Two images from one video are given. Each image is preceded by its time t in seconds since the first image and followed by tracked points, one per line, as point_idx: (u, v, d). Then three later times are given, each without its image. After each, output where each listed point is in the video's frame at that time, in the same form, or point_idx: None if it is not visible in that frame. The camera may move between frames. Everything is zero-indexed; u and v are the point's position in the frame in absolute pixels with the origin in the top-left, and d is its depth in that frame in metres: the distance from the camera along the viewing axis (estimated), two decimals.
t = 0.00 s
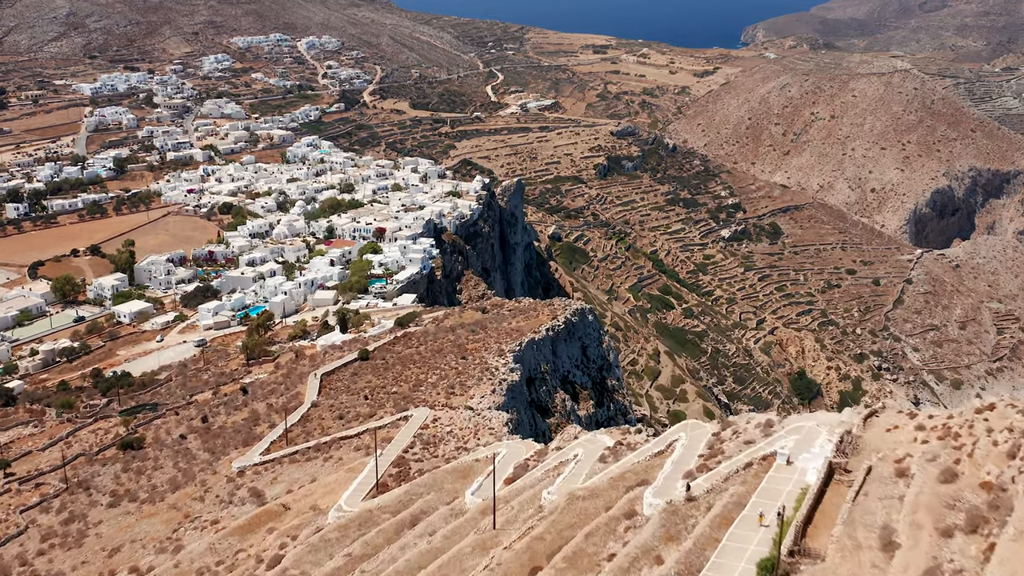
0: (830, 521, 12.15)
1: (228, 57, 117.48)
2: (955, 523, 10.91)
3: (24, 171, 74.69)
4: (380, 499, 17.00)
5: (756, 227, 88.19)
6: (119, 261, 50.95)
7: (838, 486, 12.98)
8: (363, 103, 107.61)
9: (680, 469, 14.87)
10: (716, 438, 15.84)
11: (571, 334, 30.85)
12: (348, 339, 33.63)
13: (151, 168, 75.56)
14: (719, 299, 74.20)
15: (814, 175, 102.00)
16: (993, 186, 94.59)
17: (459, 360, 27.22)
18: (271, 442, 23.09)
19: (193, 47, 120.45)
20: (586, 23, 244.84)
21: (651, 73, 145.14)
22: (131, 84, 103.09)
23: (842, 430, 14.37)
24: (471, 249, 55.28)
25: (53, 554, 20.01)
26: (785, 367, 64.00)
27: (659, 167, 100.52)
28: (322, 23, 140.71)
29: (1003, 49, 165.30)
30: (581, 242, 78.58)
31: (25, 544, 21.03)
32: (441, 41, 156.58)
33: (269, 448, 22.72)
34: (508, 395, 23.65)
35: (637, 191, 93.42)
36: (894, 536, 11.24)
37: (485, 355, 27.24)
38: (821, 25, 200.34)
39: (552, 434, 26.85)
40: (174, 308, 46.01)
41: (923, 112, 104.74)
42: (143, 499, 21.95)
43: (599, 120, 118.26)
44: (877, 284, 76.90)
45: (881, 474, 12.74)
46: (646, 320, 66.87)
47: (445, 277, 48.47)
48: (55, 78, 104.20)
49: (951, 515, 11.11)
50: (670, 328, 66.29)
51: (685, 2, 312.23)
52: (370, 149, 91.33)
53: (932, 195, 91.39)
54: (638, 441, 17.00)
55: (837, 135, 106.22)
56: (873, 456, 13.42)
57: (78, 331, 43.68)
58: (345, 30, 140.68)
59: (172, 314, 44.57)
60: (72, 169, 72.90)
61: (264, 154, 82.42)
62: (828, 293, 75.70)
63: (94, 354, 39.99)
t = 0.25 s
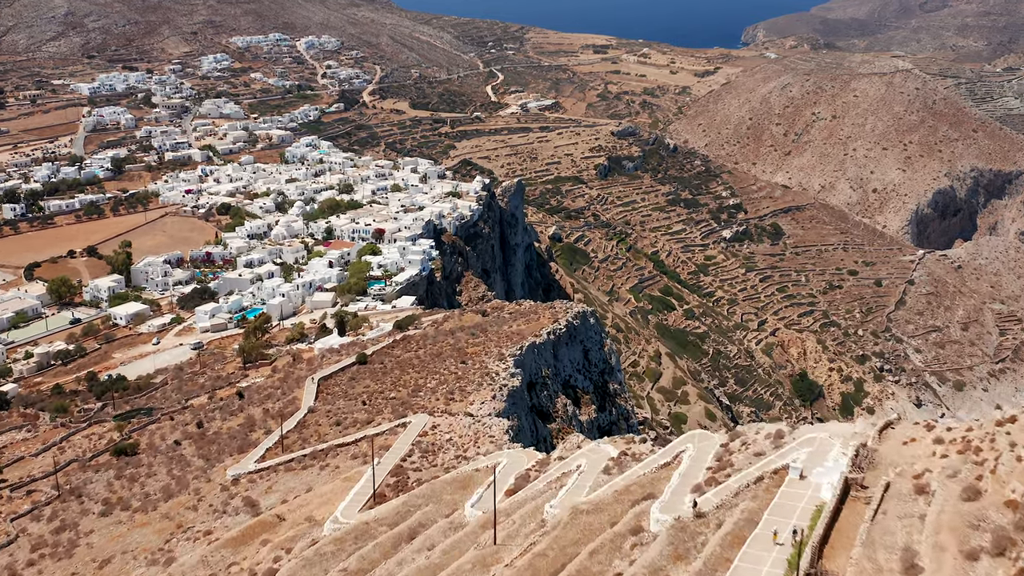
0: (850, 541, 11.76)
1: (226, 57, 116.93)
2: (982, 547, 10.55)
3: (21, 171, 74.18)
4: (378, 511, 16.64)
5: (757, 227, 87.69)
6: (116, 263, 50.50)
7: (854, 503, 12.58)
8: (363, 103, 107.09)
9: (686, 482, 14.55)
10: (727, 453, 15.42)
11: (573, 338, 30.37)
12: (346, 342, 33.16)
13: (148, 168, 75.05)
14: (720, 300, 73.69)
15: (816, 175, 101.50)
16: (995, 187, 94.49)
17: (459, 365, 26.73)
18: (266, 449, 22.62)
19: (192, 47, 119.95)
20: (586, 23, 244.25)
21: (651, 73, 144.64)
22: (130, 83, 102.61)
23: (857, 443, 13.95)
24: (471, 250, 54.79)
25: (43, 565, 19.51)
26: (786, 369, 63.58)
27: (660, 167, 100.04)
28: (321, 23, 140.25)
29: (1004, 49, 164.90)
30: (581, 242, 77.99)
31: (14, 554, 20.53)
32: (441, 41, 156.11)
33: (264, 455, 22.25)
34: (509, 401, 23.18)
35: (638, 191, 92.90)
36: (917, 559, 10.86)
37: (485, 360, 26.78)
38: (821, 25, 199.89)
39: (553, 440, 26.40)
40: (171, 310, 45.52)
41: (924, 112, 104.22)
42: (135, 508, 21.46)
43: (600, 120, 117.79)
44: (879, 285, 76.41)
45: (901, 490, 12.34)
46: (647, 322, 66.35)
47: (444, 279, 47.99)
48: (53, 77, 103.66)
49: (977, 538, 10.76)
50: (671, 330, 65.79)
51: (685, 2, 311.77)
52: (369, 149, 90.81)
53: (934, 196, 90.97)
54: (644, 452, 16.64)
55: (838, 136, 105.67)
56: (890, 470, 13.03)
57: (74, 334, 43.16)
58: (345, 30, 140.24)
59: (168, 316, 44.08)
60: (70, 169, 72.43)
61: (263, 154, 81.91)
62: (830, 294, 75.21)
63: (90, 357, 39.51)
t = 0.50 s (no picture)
0: (870, 563, 11.42)
1: (225, 57, 116.37)
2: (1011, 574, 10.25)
3: (17, 171, 73.68)
4: (376, 524, 16.30)
5: (758, 228, 87.18)
6: (113, 264, 50.03)
7: (874, 522, 12.25)
8: (362, 103, 106.55)
9: (692, 496, 14.25)
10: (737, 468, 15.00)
11: (574, 342, 29.88)
12: (344, 345, 32.68)
13: (146, 168, 74.54)
14: (722, 301, 73.16)
15: (817, 175, 101.01)
16: (998, 187, 94.07)
17: (458, 369, 26.24)
18: (261, 456, 22.13)
19: (191, 46, 119.39)
20: (586, 23, 243.60)
21: (652, 72, 144.09)
22: (128, 83, 102.11)
23: (873, 456, 13.58)
24: (471, 251, 54.27)
25: None
26: (788, 370, 63.16)
27: (661, 168, 99.51)
28: (321, 23, 139.76)
29: (1005, 49, 164.28)
30: (582, 243, 77.40)
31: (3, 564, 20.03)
32: (441, 40, 155.57)
33: (259, 463, 21.78)
34: (509, 407, 22.72)
35: (638, 192, 92.40)
36: None
37: (485, 364, 26.28)
38: (821, 25, 199.30)
39: (555, 445, 25.90)
40: (167, 312, 45.02)
41: (926, 112, 103.66)
42: (128, 517, 20.93)
43: (600, 120, 117.30)
44: (881, 286, 75.88)
45: (922, 509, 12.03)
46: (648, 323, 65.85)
47: (444, 281, 47.48)
48: (52, 77, 103.14)
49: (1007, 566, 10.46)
50: (672, 331, 65.28)
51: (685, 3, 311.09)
52: (369, 149, 90.30)
53: (936, 196, 90.47)
54: (649, 464, 16.29)
55: (840, 136, 105.10)
56: (910, 487, 12.70)
57: (69, 336, 42.64)
58: (344, 30, 139.75)
59: (165, 318, 43.58)
60: (67, 169, 71.95)
61: (262, 154, 81.41)
62: (832, 295, 74.69)
63: (85, 359, 39.01)
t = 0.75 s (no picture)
0: None
1: (224, 56, 115.86)
2: None
3: (15, 171, 73.23)
4: (372, 538, 15.93)
5: (760, 228, 86.69)
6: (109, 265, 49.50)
7: (894, 542, 11.77)
8: (362, 103, 106.07)
9: (702, 515, 13.96)
10: (747, 485, 14.56)
11: (576, 345, 29.37)
12: (342, 349, 32.19)
13: (144, 169, 74.06)
14: (723, 302, 72.66)
15: (818, 176, 100.59)
16: (1000, 187, 93.54)
17: (458, 374, 25.74)
18: (257, 464, 21.68)
19: (190, 46, 118.88)
20: (586, 23, 243.25)
21: (653, 72, 143.59)
22: (126, 83, 101.63)
23: (891, 471, 13.09)
24: (471, 253, 53.77)
25: None
26: (789, 372, 62.68)
27: (662, 168, 99.02)
28: (321, 22, 139.36)
29: (1006, 49, 163.90)
30: (583, 243, 76.81)
31: None
32: (441, 40, 155.11)
33: (254, 471, 21.30)
34: (510, 413, 22.25)
35: (640, 192, 91.90)
36: None
37: (486, 368, 25.80)
38: (822, 25, 198.94)
39: (557, 451, 25.39)
40: (164, 314, 44.50)
41: (928, 112, 103.19)
42: (119, 528, 20.37)
43: (601, 120, 116.84)
44: (883, 287, 75.36)
45: (944, 530, 11.51)
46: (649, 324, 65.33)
47: (444, 282, 47.00)
48: (50, 77, 102.68)
49: None
50: (673, 332, 64.78)
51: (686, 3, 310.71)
52: (368, 149, 89.82)
53: (938, 197, 90.03)
54: (655, 479, 15.94)
55: (841, 136, 104.59)
56: (932, 505, 12.14)
57: (65, 338, 42.14)
58: (344, 29, 139.31)
59: (161, 321, 43.08)
60: (65, 169, 71.50)
61: (261, 154, 80.90)
62: (834, 296, 74.15)
63: (80, 362, 38.48)
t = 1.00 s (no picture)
0: None
1: (223, 56, 115.43)
2: None
3: (12, 171, 72.78)
4: (369, 553, 15.54)
5: (761, 229, 86.23)
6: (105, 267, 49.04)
7: (916, 565, 11.35)
8: (362, 102, 105.63)
9: (712, 532, 13.62)
10: (757, 503, 14.14)
11: (578, 349, 28.89)
12: (341, 352, 31.72)
13: (142, 168, 73.63)
14: (724, 303, 72.19)
15: (820, 176, 100.11)
16: (1002, 188, 92.77)
17: (458, 379, 25.26)
18: (251, 471, 21.20)
19: (189, 45, 118.45)
20: (587, 23, 242.95)
21: (654, 72, 143.13)
22: (125, 82, 101.18)
23: (911, 490, 12.71)
24: (471, 254, 53.28)
25: None
26: (791, 373, 62.21)
27: (663, 168, 98.55)
28: (320, 22, 138.97)
29: (1008, 49, 163.42)
30: (584, 244, 76.33)
31: None
32: (441, 40, 154.71)
33: (249, 479, 20.81)
34: (511, 420, 21.78)
35: (641, 192, 91.43)
36: None
37: (486, 373, 25.32)
38: (823, 25, 198.55)
39: (558, 458, 24.91)
40: (161, 316, 44.04)
41: (930, 112, 102.75)
42: (111, 538, 19.89)
43: (602, 120, 116.41)
44: (885, 288, 74.83)
45: (970, 551, 11.17)
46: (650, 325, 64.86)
47: (444, 284, 46.55)
48: (48, 76, 102.25)
49: None
50: (674, 333, 64.29)
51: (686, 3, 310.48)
52: (368, 149, 89.32)
53: (940, 197, 89.54)
54: (663, 494, 15.61)
55: (843, 136, 104.11)
56: (955, 524, 11.85)
57: (60, 340, 41.63)
58: (344, 29, 138.90)
59: (158, 323, 42.61)
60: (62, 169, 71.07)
61: (260, 154, 80.45)
62: (836, 297, 73.67)
63: (75, 365, 38.01)
